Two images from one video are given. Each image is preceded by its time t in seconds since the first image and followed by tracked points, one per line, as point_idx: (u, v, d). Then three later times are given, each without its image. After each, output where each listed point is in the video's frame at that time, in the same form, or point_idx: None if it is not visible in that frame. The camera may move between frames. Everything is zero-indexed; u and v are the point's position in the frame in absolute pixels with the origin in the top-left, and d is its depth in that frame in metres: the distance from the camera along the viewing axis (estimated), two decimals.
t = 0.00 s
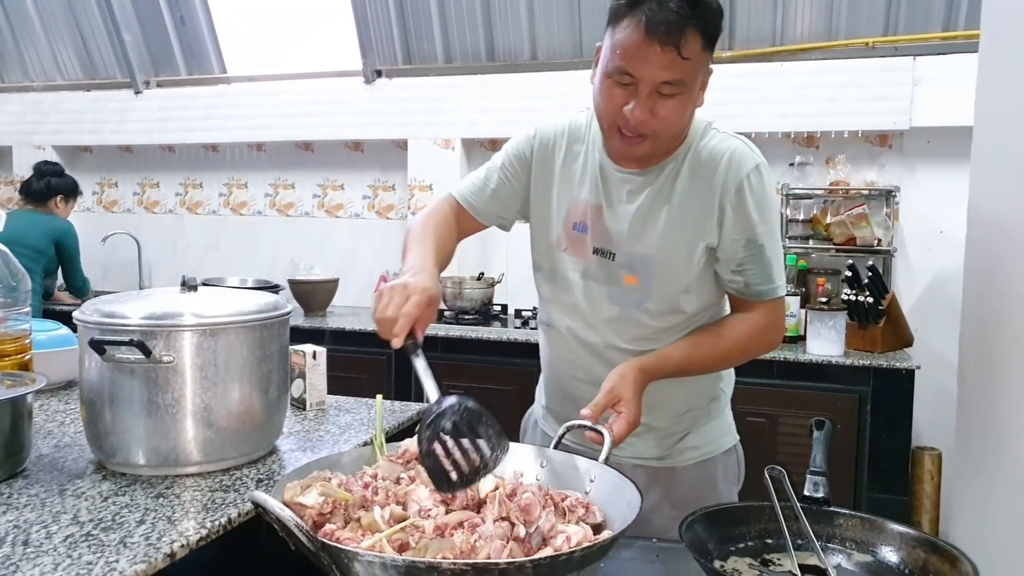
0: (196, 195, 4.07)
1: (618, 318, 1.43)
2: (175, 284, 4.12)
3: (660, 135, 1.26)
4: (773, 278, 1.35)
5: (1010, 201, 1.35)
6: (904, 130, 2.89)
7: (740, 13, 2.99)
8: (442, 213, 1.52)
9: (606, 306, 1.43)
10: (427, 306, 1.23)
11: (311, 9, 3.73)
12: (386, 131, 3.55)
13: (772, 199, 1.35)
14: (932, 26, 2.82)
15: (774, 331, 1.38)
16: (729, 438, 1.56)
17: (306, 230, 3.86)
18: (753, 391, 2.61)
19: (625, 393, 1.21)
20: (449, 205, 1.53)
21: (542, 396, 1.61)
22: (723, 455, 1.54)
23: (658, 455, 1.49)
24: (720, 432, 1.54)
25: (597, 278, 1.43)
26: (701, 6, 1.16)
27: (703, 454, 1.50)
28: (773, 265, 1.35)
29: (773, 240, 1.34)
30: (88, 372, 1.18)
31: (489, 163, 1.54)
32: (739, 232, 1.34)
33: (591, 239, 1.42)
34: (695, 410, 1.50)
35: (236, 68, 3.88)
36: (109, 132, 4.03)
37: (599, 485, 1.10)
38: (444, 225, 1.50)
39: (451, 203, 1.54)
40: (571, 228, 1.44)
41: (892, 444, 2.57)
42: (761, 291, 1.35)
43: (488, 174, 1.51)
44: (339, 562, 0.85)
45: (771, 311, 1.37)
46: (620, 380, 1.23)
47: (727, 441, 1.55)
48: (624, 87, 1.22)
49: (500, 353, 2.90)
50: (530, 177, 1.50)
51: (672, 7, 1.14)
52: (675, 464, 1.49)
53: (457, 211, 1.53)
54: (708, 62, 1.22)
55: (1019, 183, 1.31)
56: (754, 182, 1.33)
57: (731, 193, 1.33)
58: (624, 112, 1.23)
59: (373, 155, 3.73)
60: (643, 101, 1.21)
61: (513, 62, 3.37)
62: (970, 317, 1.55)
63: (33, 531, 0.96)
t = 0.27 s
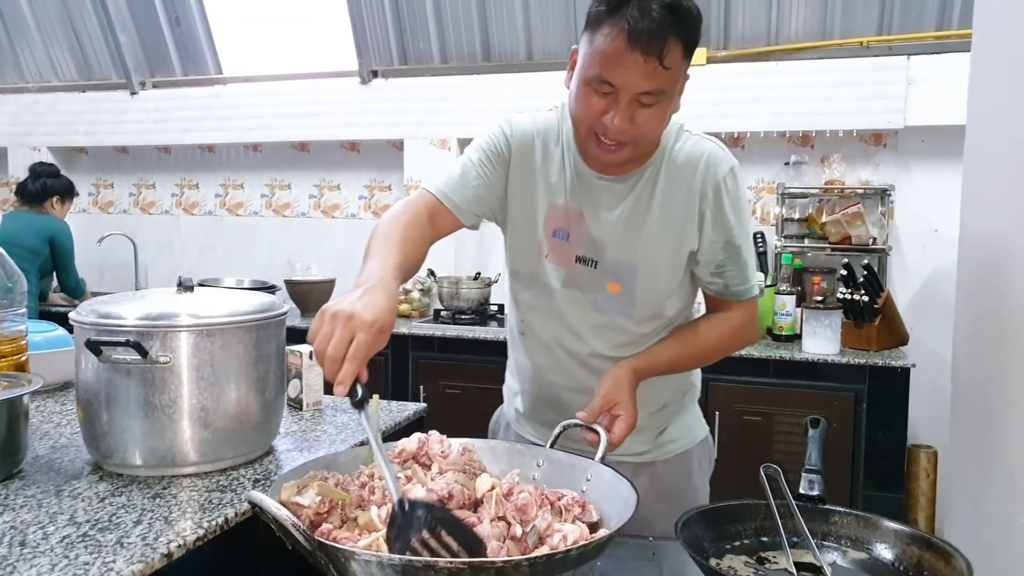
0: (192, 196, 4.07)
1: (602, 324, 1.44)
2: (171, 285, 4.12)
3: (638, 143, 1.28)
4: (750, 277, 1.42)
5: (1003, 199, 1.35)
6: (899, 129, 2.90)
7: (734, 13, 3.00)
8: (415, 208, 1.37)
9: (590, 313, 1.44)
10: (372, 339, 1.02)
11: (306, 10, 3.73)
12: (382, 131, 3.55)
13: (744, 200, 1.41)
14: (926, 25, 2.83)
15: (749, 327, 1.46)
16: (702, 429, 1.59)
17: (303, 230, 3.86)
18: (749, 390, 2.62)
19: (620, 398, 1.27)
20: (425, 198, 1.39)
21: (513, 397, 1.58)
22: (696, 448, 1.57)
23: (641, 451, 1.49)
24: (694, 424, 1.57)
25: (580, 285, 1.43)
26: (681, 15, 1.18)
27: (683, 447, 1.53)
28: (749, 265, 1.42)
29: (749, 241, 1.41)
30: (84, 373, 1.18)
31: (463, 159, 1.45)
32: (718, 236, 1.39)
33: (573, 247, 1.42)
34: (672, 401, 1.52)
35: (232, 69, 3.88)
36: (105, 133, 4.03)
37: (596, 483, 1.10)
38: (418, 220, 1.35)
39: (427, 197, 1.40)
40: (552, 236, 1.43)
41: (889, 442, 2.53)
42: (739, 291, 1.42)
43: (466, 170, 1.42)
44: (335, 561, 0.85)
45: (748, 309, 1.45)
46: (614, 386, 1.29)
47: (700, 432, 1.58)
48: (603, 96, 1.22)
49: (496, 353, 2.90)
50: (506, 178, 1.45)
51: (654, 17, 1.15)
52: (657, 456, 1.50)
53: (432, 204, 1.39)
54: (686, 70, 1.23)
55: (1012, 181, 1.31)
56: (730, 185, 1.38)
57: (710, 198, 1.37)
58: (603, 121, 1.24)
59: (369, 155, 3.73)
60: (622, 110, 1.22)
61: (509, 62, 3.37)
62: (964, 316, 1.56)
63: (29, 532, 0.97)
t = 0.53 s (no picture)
0: (189, 196, 4.06)
1: (593, 332, 1.46)
2: (167, 285, 4.11)
3: (623, 156, 1.29)
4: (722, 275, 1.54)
5: (999, 200, 1.36)
6: (895, 129, 2.91)
7: (730, 13, 3.01)
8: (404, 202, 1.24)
9: (582, 322, 1.45)
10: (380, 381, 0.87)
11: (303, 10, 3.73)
12: (379, 130, 3.55)
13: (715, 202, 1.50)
14: (922, 25, 2.84)
15: (719, 321, 1.57)
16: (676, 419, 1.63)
17: (299, 230, 3.85)
18: (746, 389, 2.63)
19: (615, 399, 1.32)
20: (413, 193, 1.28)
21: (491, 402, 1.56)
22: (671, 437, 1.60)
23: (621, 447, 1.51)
24: (668, 415, 1.60)
25: (571, 295, 1.44)
26: (668, 31, 1.19)
27: (662, 438, 1.56)
28: (723, 265, 1.52)
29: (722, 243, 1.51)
30: (81, 373, 1.18)
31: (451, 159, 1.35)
32: (696, 239, 1.47)
33: (564, 257, 1.42)
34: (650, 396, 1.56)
35: (228, 69, 3.87)
36: (100, 133, 4.02)
37: (594, 483, 1.11)
38: (408, 215, 1.23)
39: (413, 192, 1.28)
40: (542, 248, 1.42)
41: (885, 441, 2.54)
42: (714, 290, 1.53)
43: (456, 171, 1.33)
44: (333, 562, 0.85)
45: (719, 307, 1.57)
46: (612, 389, 1.33)
47: (675, 422, 1.62)
48: (591, 110, 1.22)
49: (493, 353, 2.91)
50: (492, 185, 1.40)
51: (643, 34, 1.16)
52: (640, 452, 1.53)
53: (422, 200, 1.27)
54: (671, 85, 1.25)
55: (1009, 180, 1.32)
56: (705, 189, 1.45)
57: (690, 203, 1.44)
58: (590, 136, 1.25)
59: (366, 156, 3.73)
60: (610, 126, 1.22)
61: (506, 62, 3.37)
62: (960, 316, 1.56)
63: (26, 534, 0.96)
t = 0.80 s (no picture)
0: (185, 192, 4.04)
1: (582, 331, 1.47)
2: (163, 282, 4.10)
3: (612, 156, 1.28)
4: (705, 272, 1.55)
5: (1000, 200, 1.35)
6: (894, 130, 2.91)
7: (730, 12, 3.00)
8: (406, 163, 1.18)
9: (572, 322, 1.46)
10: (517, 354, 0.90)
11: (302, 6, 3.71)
12: (377, 127, 3.53)
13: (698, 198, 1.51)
14: (922, 26, 2.84)
15: (704, 319, 1.59)
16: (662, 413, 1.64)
17: (296, 227, 3.84)
18: (743, 389, 2.62)
19: (613, 398, 1.34)
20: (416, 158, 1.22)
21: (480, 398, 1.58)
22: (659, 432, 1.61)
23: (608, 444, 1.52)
24: (655, 411, 1.60)
25: (560, 295, 1.44)
26: (657, 34, 1.19)
27: (650, 434, 1.57)
28: (706, 261, 1.54)
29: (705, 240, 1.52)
30: (76, 368, 1.17)
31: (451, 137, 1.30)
32: (681, 237, 1.48)
33: (554, 258, 1.42)
34: (639, 394, 1.56)
35: (226, 65, 3.86)
36: (96, 129, 4.00)
37: (591, 484, 1.10)
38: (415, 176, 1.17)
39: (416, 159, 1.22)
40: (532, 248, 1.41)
41: (882, 443, 2.55)
42: (698, 286, 1.55)
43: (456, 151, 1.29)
44: (330, 559, 0.84)
45: (702, 303, 1.59)
46: (607, 386, 1.35)
47: (662, 416, 1.63)
48: (581, 112, 1.21)
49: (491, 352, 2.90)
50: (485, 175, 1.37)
51: (633, 36, 1.15)
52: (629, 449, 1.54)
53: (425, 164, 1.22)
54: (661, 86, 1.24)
55: (1009, 181, 1.32)
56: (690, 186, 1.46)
57: (674, 201, 1.45)
58: (581, 138, 1.23)
59: (364, 153, 3.72)
60: (600, 128, 1.21)
61: (504, 60, 3.36)
62: (959, 315, 1.56)
63: (20, 529, 0.96)
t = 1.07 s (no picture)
0: (187, 189, 4.04)
1: (583, 323, 1.46)
2: (165, 279, 4.09)
3: (616, 147, 1.28)
4: (717, 273, 1.52)
5: (1005, 202, 1.35)
6: (897, 131, 2.90)
7: (733, 12, 2.99)
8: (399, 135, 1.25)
9: (574, 313, 1.45)
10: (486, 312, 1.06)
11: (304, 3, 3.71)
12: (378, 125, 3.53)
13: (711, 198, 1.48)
14: (925, 26, 2.83)
15: (716, 322, 1.56)
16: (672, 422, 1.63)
17: (298, 225, 3.84)
18: (744, 390, 2.62)
19: (614, 399, 1.33)
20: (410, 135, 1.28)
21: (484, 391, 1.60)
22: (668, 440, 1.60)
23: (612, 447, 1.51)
24: (665, 418, 1.60)
25: (563, 285, 1.43)
26: (664, 26, 1.18)
27: (656, 441, 1.56)
28: (717, 262, 1.51)
29: (717, 240, 1.49)
30: (76, 365, 1.17)
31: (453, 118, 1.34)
32: (690, 235, 1.46)
33: (557, 247, 1.40)
34: (647, 399, 1.56)
35: (229, 62, 3.86)
36: (98, 125, 4.00)
37: (590, 484, 1.09)
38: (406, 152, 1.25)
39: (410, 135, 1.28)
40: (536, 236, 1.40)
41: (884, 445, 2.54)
42: (709, 288, 1.52)
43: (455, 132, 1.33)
44: (328, 559, 0.84)
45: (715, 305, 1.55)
46: (608, 385, 1.34)
47: (671, 425, 1.62)
48: (585, 102, 1.21)
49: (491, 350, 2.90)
50: (489, 159, 1.38)
51: (638, 26, 1.15)
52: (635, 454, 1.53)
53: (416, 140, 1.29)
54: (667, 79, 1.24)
55: (1014, 184, 1.31)
56: (701, 185, 1.43)
57: (684, 198, 1.42)
58: (585, 127, 1.23)
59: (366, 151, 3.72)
60: (604, 118, 1.21)
61: (507, 59, 3.36)
62: (962, 317, 1.55)
63: (18, 527, 0.95)
